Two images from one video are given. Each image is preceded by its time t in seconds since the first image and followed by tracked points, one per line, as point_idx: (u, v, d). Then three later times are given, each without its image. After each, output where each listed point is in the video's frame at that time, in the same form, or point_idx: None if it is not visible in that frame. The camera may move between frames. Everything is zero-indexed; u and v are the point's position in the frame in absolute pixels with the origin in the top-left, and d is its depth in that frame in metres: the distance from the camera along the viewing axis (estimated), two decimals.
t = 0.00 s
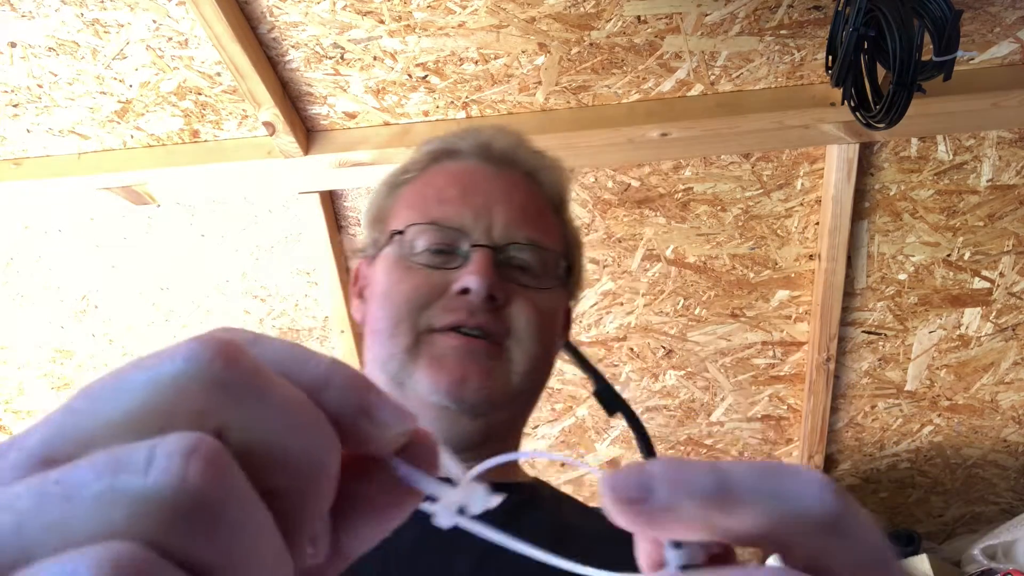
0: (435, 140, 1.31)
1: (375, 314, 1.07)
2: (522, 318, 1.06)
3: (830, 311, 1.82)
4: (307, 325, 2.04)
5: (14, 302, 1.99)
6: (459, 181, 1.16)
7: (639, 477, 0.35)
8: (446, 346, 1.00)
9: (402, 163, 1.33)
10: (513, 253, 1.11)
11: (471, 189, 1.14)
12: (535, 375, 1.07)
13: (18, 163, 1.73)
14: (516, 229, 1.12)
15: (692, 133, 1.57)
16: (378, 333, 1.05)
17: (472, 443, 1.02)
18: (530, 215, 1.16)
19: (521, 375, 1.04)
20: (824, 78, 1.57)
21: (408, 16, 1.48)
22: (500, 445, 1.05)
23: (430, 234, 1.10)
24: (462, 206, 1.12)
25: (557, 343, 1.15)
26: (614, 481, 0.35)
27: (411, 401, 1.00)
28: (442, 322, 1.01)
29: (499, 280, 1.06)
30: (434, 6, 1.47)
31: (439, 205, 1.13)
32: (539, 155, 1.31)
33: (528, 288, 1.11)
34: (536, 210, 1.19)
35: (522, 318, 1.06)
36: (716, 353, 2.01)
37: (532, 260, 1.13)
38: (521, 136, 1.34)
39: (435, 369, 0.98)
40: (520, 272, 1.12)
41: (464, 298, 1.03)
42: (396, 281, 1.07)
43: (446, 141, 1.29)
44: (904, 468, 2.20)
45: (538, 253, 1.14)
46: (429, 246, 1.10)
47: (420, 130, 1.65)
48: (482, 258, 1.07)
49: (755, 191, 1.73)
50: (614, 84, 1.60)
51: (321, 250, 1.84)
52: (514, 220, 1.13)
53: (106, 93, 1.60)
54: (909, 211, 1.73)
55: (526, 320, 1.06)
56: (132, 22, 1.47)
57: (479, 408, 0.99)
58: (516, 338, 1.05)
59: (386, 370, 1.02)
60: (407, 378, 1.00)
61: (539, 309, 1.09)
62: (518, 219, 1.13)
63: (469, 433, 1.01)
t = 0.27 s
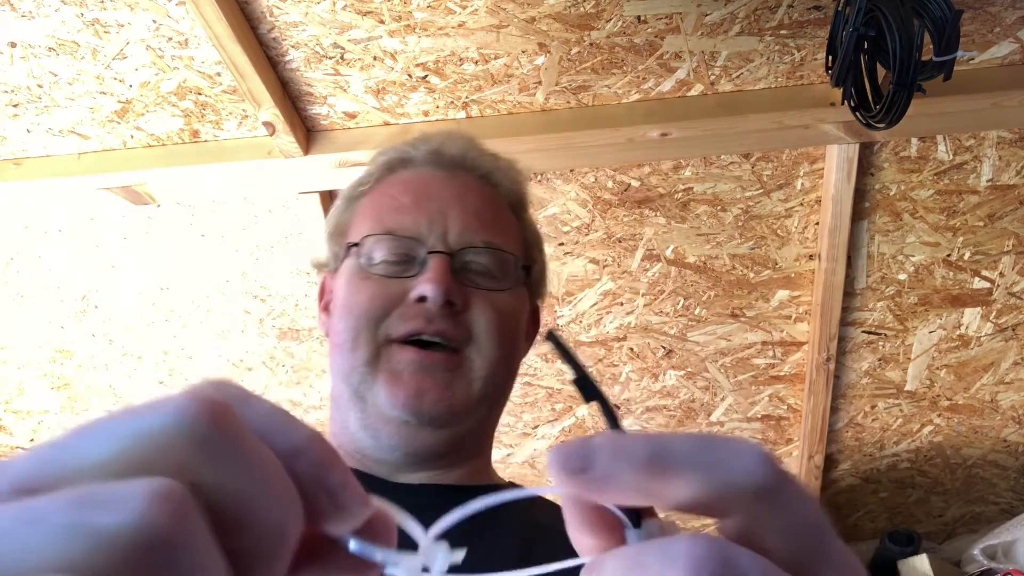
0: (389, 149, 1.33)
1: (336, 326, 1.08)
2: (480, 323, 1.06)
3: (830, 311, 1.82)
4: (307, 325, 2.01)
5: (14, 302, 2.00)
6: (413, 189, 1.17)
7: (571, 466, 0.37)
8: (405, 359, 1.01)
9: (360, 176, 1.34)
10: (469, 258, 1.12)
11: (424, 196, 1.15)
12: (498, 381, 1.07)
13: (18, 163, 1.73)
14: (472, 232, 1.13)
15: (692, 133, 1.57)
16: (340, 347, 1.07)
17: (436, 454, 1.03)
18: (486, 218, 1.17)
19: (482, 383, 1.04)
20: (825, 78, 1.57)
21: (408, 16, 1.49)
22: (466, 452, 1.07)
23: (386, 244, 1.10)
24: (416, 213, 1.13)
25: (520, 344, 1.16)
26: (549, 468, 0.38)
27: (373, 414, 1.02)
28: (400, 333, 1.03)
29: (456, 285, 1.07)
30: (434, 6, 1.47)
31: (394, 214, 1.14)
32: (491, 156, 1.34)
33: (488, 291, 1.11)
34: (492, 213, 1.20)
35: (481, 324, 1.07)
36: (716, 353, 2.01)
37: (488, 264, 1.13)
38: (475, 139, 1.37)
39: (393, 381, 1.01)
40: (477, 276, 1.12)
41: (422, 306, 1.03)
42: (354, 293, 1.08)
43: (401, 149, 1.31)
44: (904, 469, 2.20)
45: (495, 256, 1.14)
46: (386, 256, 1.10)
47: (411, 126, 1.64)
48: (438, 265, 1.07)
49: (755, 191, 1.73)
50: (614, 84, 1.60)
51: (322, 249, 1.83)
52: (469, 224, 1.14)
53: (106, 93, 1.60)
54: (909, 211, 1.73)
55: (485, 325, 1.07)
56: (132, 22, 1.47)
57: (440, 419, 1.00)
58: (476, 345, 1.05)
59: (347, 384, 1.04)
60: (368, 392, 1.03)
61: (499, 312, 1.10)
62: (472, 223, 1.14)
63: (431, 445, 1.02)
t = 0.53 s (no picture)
0: (375, 150, 1.29)
1: (325, 333, 1.09)
2: (467, 325, 1.07)
3: (830, 311, 1.82)
4: (307, 325, 2.01)
5: (15, 302, 2.00)
6: (399, 188, 1.17)
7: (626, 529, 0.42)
8: (393, 364, 1.02)
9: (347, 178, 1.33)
10: (457, 259, 1.12)
11: (409, 197, 1.15)
12: (488, 382, 1.07)
13: (18, 163, 1.73)
14: (458, 232, 1.13)
15: (692, 133, 1.57)
16: (330, 355, 1.08)
17: (427, 458, 1.03)
18: (474, 216, 1.16)
19: (471, 385, 1.04)
20: (824, 78, 1.57)
21: (408, 16, 1.49)
22: (462, 455, 1.06)
23: (371, 247, 1.11)
24: (402, 215, 1.12)
25: (513, 344, 1.15)
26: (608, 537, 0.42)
27: (362, 422, 1.03)
28: (388, 338, 1.04)
29: (443, 288, 1.07)
30: (434, 6, 1.47)
31: (380, 216, 1.14)
32: (482, 153, 1.31)
33: (476, 292, 1.11)
34: (481, 209, 1.19)
35: (469, 326, 1.07)
36: (716, 353, 2.01)
37: (476, 263, 1.14)
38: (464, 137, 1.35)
39: (381, 387, 1.01)
40: (465, 277, 1.12)
41: (409, 310, 1.04)
42: (342, 299, 1.09)
43: (386, 151, 1.28)
44: (904, 469, 2.20)
45: (483, 255, 1.14)
46: (372, 260, 1.11)
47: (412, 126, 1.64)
48: (424, 268, 1.08)
49: (755, 191, 1.73)
50: (614, 84, 1.60)
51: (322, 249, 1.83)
52: (455, 223, 1.13)
53: (106, 93, 1.60)
54: (909, 211, 1.73)
55: (472, 327, 1.07)
56: (132, 22, 1.47)
57: (428, 424, 1.01)
58: (464, 347, 1.06)
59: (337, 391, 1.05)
60: (357, 399, 1.03)
61: (488, 312, 1.09)
62: (460, 222, 1.14)
63: (422, 451, 1.02)
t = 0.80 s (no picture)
0: (388, 134, 1.30)
1: (338, 322, 1.07)
2: (488, 316, 1.07)
3: (830, 311, 1.82)
4: (307, 326, 2.00)
5: (14, 302, 2.00)
6: (415, 175, 1.17)
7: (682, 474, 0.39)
8: (412, 356, 1.00)
9: (356, 163, 1.34)
10: (475, 248, 1.13)
11: (428, 184, 1.15)
12: (503, 374, 1.08)
13: (17, 163, 1.73)
14: (477, 222, 1.14)
15: (692, 133, 1.57)
16: (344, 345, 1.05)
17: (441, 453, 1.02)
18: (491, 207, 1.18)
19: (489, 376, 1.05)
20: (824, 78, 1.57)
21: (408, 16, 1.49)
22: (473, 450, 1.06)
23: (389, 234, 1.11)
24: (420, 202, 1.13)
25: (525, 335, 1.16)
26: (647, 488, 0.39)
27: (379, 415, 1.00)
28: (408, 329, 1.02)
29: (463, 277, 1.07)
30: (434, 6, 1.48)
31: (396, 203, 1.14)
32: (495, 144, 1.33)
33: (495, 283, 1.11)
34: (497, 200, 1.20)
35: (489, 318, 1.07)
36: (716, 353, 2.01)
37: (494, 253, 1.14)
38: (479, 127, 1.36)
39: (401, 379, 0.99)
40: (483, 266, 1.13)
41: (430, 299, 1.04)
42: (357, 287, 1.08)
43: (401, 135, 1.28)
44: (904, 468, 2.20)
45: (500, 245, 1.15)
46: (388, 247, 1.10)
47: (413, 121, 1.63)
48: (445, 257, 1.08)
49: (755, 191, 1.73)
50: (614, 84, 1.60)
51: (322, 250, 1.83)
52: (474, 213, 1.15)
53: (106, 93, 1.60)
54: (909, 211, 1.73)
55: (492, 318, 1.07)
56: (132, 22, 1.47)
57: (448, 417, 1.00)
58: (484, 338, 1.06)
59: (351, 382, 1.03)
60: (374, 390, 1.01)
61: (506, 303, 1.10)
62: (478, 211, 1.15)
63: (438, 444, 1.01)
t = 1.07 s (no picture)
0: (410, 134, 1.35)
1: (350, 311, 1.07)
2: (500, 313, 1.06)
3: (830, 311, 1.82)
4: (307, 325, 2.01)
5: (14, 302, 2.00)
6: (436, 173, 1.18)
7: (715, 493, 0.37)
8: (424, 344, 1.00)
9: (374, 160, 1.37)
10: (490, 247, 1.10)
11: (446, 182, 1.15)
12: (512, 372, 1.08)
13: (17, 163, 1.73)
14: (493, 222, 1.13)
15: (692, 133, 1.57)
16: (354, 333, 1.06)
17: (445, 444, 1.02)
18: (506, 209, 1.17)
19: (499, 373, 1.05)
20: (824, 78, 1.57)
21: (408, 16, 1.49)
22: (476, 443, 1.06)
23: (405, 227, 1.11)
24: (438, 198, 1.12)
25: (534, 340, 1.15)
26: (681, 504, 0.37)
27: (388, 402, 1.01)
28: (420, 318, 1.02)
29: (479, 273, 1.06)
30: (434, 6, 1.47)
31: (414, 197, 1.15)
32: (512, 150, 1.37)
33: (508, 282, 1.10)
34: (513, 204, 1.20)
35: (500, 316, 1.06)
36: (716, 353, 2.01)
37: (509, 255, 1.12)
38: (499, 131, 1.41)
39: (411, 366, 0.99)
40: (497, 266, 1.11)
41: (444, 291, 1.03)
42: (371, 276, 1.08)
43: (421, 136, 1.33)
44: (904, 468, 2.20)
45: (516, 247, 1.13)
46: (404, 240, 1.10)
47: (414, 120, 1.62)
48: (460, 250, 1.06)
49: (755, 191, 1.73)
50: (614, 84, 1.60)
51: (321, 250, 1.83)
52: (490, 213, 1.14)
53: (106, 93, 1.59)
54: (909, 211, 1.73)
55: (504, 316, 1.06)
56: (132, 22, 1.47)
57: (456, 408, 1.00)
58: (495, 334, 1.05)
59: (361, 369, 1.03)
60: (383, 378, 1.01)
61: (518, 304, 1.09)
62: (494, 212, 1.14)
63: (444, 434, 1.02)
